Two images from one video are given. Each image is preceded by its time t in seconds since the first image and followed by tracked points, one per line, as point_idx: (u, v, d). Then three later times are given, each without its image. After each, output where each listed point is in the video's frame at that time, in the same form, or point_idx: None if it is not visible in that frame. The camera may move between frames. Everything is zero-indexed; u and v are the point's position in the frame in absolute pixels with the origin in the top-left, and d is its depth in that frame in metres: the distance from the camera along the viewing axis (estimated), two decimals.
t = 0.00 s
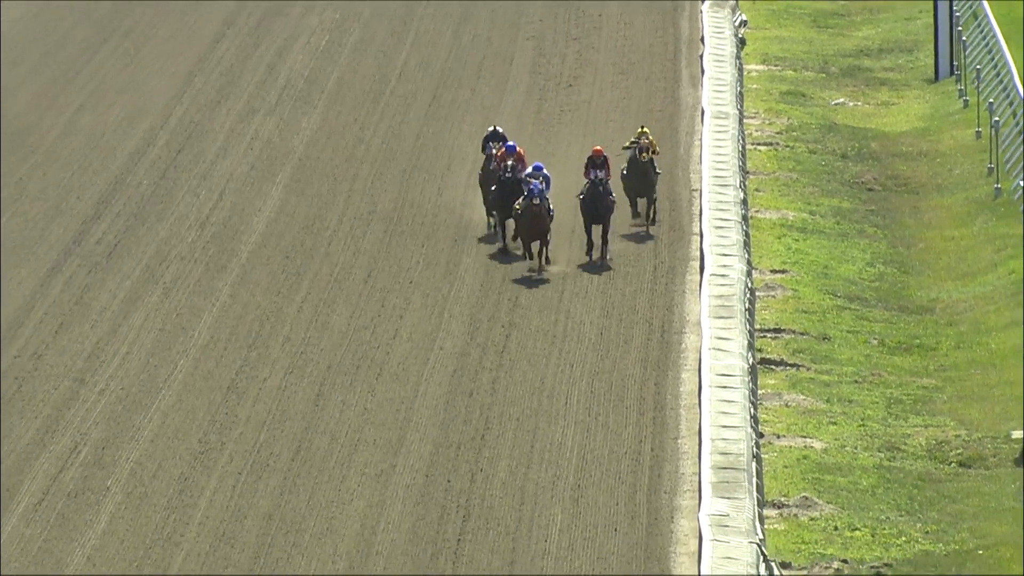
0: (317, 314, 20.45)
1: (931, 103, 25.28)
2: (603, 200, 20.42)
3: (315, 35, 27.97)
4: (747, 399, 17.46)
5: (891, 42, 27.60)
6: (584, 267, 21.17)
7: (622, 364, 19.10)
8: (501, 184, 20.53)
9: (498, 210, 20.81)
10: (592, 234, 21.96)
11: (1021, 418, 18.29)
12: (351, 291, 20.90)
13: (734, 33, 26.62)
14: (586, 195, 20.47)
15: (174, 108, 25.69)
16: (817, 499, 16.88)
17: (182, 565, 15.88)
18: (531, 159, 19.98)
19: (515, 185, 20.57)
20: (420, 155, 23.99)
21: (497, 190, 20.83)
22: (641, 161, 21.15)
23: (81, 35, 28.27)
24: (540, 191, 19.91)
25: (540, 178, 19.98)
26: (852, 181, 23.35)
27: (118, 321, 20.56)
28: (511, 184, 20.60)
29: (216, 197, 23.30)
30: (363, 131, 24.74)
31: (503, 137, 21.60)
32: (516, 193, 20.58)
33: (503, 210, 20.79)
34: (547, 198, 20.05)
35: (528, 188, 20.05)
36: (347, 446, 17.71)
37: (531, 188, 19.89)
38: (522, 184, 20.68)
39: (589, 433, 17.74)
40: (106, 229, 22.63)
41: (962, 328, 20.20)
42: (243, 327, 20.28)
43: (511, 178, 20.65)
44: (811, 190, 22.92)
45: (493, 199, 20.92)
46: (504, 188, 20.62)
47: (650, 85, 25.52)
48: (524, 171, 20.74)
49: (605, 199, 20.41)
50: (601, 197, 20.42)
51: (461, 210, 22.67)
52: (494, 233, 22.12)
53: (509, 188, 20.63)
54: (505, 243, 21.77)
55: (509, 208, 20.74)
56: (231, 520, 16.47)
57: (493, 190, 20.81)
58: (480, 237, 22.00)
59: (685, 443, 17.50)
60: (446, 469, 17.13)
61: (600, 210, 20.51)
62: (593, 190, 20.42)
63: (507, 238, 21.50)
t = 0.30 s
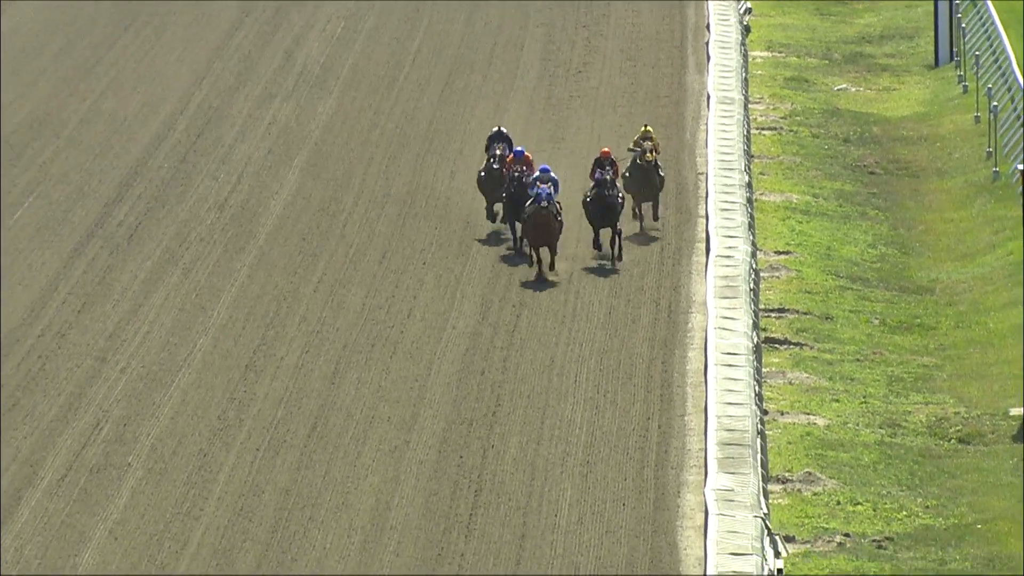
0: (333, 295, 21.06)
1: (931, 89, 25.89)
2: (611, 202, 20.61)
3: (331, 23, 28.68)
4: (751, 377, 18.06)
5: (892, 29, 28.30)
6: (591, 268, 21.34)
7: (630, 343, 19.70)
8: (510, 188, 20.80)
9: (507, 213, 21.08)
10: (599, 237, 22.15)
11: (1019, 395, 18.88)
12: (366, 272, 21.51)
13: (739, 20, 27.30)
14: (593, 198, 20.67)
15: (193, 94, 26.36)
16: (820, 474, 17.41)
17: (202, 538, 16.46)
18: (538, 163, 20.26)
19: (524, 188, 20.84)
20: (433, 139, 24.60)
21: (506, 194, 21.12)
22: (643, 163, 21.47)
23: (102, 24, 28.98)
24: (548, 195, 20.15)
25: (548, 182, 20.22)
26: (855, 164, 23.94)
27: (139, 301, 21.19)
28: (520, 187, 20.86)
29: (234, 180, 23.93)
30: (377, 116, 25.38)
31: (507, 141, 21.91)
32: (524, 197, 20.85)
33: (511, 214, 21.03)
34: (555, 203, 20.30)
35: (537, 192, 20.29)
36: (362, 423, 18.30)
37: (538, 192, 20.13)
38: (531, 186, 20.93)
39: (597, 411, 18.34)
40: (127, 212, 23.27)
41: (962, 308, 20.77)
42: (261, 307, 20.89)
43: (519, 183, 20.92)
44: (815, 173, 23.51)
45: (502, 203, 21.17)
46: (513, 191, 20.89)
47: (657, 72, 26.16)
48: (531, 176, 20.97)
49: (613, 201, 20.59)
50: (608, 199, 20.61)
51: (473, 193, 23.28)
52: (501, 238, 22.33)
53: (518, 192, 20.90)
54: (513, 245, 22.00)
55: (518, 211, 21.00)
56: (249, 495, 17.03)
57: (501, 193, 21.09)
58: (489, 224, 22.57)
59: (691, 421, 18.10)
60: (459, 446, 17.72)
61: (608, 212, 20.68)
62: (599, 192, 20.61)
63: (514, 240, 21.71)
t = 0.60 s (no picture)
0: (354, 275, 21.72)
1: (936, 74, 26.58)
2: (624, 204, 20.74)
3: (351, 11, 29.39)
4: (761, 354, 18.69)
5: (898, 16, 29.02)
6: (603, 270, 21.52)
7: (643, 322, 20.35)
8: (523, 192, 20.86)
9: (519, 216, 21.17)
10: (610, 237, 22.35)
11: (1020, 372, 19.51)
12: (385, 253, 22.17)
13: (749, 7, 28.01)
14: (606, 201, 20.80)
15: (217, 80, 27.07)
16: (827, 449, 18.04)
17: (226, 511, 16.96)
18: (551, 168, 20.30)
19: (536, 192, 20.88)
20: (451, 123, 25.27)
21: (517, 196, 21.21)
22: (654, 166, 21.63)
23: (128, 15, 29.74)
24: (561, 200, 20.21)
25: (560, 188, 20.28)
26: (861, 147, 24.59)
27: (165, 281, 21.86)
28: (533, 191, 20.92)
29: (257, 163, 24.61)
30: (397, 100, 26.06)
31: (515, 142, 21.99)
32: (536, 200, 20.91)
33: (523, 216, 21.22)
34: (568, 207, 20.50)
35: (549, 197, 20.34)
36: (382, 399, 18.94)
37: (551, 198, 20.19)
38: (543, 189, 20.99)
39: (611, 387, 18.99)
40: (153, 194, 23.95)
41: (965, 287, 21.38)
42: (283, 287, 21.56)
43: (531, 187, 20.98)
44: (822, 157, 24.15)
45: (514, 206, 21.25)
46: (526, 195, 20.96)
47: (670, 58, 26.83)
48: (543, 178, 21.16)
49: (626, 204, 20.72)
50: (621, 202, 20.73)
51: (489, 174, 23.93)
52: (512, 238, 22.53)
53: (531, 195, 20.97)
54: (525, 246, 22.20)
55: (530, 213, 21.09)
56: (272, 469, 17.59)
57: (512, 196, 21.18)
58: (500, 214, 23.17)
59: (702, 397, 18.73)
60: (476, 421, 18.36)
61: (621, 215, 20.81)
62: (613, 195, 20.74)
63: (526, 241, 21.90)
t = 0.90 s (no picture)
0: (370, 256, 22.36)
1: (936, 60, 27.27)
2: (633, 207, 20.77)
3: None
4: (766, 332, 19.31)
5: (900, 5, 29.73)
6: (612, 274, 21.62)
7: (651, 302, 20.97)
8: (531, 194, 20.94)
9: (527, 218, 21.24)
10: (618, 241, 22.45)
11: (1019, 351, 20.10)
12: (400, 234, 22.80)
13: None
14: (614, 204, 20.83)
15: (237, 65, 27.76)
16: (830, 426, 18.61)
17: (245, 486, 17.58)
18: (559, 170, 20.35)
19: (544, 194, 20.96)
20: (464, 107, 25.92)
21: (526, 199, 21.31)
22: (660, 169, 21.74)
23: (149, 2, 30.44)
24: (569, 203, 20.26)
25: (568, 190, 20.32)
26: (864, 132, 25.21)
27: (186, 261, 22.52)
28: (542, 193, 21.00)
29: (275, 146, 25.27)
30: (411, 85, 26.73)
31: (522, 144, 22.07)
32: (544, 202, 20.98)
33: (530, 219, 21.28)
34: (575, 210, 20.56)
35: (556, 200, 20.40)
36: (397, 376, 19.59)
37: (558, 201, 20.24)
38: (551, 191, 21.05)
39: (620, 365, 19.63)
40: (173, 177, 24.61)
41: (966, 268, 21.98)
42: (301, 268, 22.21)
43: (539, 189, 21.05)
44: (826, 141, 24.77)
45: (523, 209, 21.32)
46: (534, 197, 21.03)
47: (677, 45, 27.48)
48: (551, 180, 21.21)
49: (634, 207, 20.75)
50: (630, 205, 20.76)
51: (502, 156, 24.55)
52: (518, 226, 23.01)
53: (539, 197, 21.03)
54: (533, 250, 22.32)
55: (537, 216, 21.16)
56: (291, 446, 18.23)
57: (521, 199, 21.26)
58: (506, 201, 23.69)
59: (709, 374, 19.36)
60: (489, 398, 19.00)
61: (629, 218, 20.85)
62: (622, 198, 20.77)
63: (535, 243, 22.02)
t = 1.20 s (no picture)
0: (386, 236, 23.05)
1: (937, 46, 28.09)
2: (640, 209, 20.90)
3: None
4: (772, 310, 19.97)
5: None
6: (620, 278, 21.76)
7: (659, 282, 21.63)
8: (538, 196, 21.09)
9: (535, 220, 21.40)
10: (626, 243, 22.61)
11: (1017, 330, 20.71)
12: (416, 216, 23.47)
13: None
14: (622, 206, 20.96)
15: (256, 51, 28.54)
16: (834, 403, 19.12)
17: (264, 461, 18.14)
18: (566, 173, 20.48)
19: (551, 196, 21.12)
20: (478, 92, 26.63)
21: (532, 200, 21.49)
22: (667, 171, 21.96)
23: None
24: (575, 206, 20.41)
25: (573, 193, 20.45)
26: (868, 116, 25.90)
27: (207, 242, 23.20)
28: (548, 194, 21.16)
29: (294, 130, 25.98)
30: (426, 71, 27.46)
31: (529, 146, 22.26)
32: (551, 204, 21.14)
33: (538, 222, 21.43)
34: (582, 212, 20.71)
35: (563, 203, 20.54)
36: (412, 354, 20.28)
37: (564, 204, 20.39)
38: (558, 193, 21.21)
39: (629, 343, 20.31)
40: (194, 160, 25.31)
41: (966, 250, 22.61)
42: (319, 248, 22.89)
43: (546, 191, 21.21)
44: (830, 124, 25.45)
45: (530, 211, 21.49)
46: (540, 199, 21.18)
47: (685, 32, 28.24)
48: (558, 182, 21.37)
49: (641, 209, 20.88)
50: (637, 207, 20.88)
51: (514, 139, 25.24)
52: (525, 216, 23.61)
53: (546, 199, 21.19)
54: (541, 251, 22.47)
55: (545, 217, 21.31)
56: (308, 422, 18.87)
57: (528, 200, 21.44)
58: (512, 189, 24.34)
59: (716, 353, 20.04)
60: (502, 374, 19.69)
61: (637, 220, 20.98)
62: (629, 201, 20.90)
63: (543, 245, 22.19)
